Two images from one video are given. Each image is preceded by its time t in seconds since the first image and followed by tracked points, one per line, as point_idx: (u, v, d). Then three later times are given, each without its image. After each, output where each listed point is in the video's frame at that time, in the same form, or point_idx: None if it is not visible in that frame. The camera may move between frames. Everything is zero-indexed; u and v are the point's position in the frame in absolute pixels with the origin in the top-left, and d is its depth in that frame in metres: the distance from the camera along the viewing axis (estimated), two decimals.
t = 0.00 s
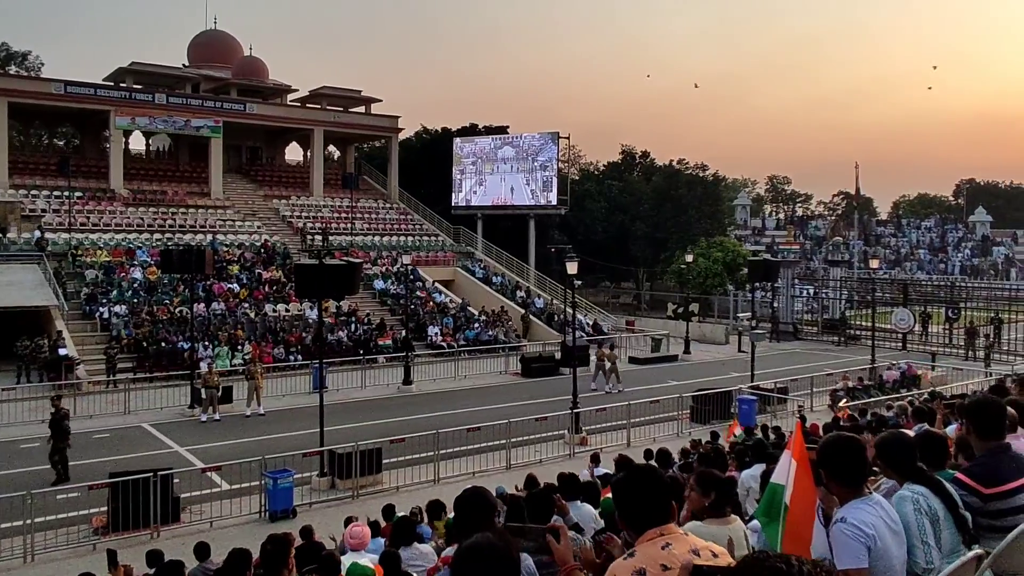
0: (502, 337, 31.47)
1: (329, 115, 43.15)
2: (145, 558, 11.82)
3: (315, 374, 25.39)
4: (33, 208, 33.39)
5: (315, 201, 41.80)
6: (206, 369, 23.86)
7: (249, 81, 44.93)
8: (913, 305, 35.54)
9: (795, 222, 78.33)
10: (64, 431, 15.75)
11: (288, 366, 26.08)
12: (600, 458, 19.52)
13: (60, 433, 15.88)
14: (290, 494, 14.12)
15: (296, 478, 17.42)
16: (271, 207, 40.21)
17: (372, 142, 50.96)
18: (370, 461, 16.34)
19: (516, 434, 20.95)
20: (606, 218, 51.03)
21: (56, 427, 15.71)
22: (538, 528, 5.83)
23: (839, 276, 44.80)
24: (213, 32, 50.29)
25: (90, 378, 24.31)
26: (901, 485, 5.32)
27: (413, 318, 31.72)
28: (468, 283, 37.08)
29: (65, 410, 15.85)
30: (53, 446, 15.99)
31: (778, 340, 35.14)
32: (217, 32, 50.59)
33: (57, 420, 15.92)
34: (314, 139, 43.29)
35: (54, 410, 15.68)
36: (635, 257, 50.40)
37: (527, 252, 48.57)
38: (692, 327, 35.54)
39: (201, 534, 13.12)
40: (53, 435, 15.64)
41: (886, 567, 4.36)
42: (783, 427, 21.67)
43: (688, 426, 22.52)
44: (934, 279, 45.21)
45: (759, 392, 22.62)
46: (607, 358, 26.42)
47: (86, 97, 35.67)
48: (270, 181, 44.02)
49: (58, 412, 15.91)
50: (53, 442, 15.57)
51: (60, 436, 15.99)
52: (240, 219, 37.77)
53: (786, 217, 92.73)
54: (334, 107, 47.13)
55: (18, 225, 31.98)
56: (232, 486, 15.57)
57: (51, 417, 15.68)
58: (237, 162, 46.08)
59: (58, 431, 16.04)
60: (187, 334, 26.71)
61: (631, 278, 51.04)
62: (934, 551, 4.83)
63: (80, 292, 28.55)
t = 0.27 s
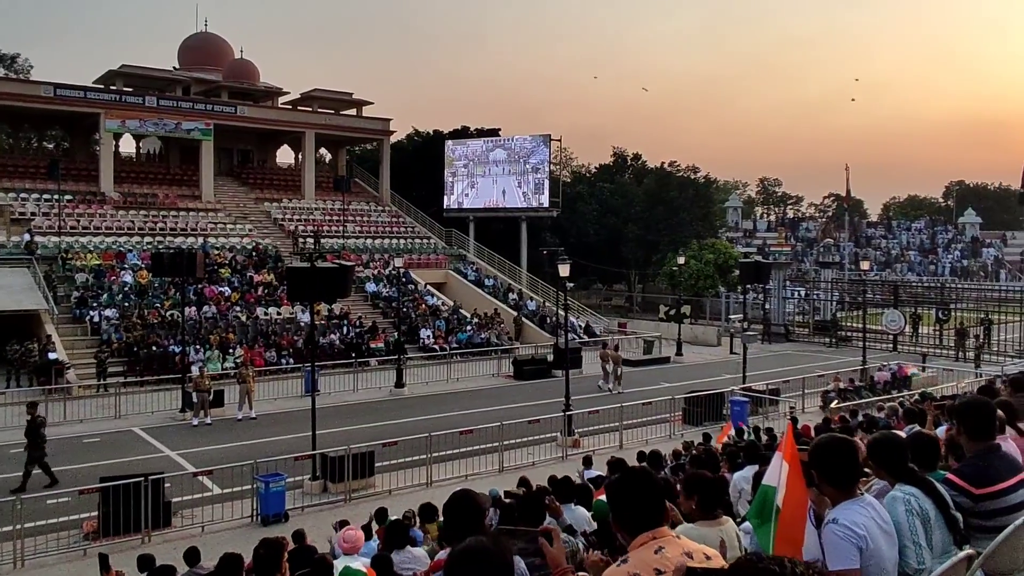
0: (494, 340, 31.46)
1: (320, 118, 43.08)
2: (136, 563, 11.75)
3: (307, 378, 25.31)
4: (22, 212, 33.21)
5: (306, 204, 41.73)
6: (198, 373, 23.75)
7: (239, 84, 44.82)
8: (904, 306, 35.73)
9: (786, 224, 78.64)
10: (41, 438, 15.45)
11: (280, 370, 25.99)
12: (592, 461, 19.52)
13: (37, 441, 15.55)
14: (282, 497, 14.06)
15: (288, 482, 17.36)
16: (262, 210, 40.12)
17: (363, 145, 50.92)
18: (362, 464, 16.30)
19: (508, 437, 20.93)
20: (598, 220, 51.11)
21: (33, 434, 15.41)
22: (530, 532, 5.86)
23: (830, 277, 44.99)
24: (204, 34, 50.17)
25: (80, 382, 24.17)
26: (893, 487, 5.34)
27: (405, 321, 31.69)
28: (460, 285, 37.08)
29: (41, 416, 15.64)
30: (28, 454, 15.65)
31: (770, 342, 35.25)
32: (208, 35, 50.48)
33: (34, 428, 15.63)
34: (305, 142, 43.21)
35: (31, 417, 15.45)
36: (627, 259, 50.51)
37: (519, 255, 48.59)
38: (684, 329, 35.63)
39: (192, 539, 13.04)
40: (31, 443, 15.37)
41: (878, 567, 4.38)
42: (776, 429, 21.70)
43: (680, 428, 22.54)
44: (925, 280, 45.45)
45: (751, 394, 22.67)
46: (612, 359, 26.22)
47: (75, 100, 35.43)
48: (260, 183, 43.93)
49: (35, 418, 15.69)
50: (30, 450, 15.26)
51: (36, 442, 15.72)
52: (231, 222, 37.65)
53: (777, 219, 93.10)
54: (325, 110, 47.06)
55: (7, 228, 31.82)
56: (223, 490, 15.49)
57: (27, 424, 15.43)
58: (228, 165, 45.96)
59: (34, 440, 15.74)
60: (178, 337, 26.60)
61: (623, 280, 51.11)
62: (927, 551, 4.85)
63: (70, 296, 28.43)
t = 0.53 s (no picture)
0: (485, 342, 31.46)
1: (310, 121, 43.02)
2: (123, 569, 11.65)
3: (297, 382, 25.23)
4: (9, 216, 33.02)
5: (296, 207, 41.66)
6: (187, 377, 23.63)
7: (228, 87, 44.68)
8: (892, 307, 35.90)
9: (776, 225, 78.94)
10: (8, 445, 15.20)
11: (269, 373, 25.88)
12: (583, 463, 19.51)
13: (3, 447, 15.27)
14: (271, 502, 13.97)
15: (278, 487, 17.27)
16: (251, 213, 40.01)
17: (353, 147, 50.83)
18: (352, 468, 16.22)
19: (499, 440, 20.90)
20: (588, 222, 51.18)
21: None
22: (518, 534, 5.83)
23: (819, 278, 45.17)
24: (192, 37, 50.02)
25: (67, 387, 24.03)
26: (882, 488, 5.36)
27: (395, 324, 31.64)
28: (451, 288, 37.06)
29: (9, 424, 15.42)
30: None
31: (759, 343, 35.38)
32: (196, 37, 50.32)
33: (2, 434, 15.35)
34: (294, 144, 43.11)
35: None
36: (617, 261, 50.61)
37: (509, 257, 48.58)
38: (675, 330, 35.71)
39: (182, 544, 12.93)
40: None
41: (865, 569, 4.40)
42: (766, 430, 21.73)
43: (670, 430, 22.55)
44: (913, 281, 45.72)
45: (741, 396, 22.70)
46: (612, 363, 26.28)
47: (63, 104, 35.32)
48: (249, 186, 43.82)
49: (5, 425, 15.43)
50: None
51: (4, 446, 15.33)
52: (220, 225, 37.52)
53: (766, 221, 93.50)
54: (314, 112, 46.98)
55: None
56: (212, 496, 15.39)
57: None
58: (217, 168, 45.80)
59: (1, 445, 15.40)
60: (167, 342, 26.47)
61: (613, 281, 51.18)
62: (916, 552, 4.87)
63: (58, 300, 28.28)
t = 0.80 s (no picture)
0: (474, 345, 31.44)
1: (298, 124, 42.91)
2: None
3: (286, 386, 25.12)
4: None
5: (284, 210, 41.56)
6: (174, 382, 23.49)
7: (215, 90, 44.53)
8: (879, 307, 36.08)
9: (763, 226, 79.23)
10: None
11: (257, 378, 25.76)
12: (572, 465, 19.50)
13: None
14: (260, 507, 13.84)
15: (266, 491, 17.16)
16: (239, 217, 39.88)
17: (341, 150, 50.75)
18: (341, 472, 16.13)
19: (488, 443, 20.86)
20: (577, 224, 51.24)
21: None
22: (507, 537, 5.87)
23: (807, 279, 45.38)
24: (179, 41, 49.84)
25: (53, 393, 23.85)
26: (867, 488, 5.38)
27: (384, 328, 31.57)
28: (440, 291, 37.04)
29: None
30: None
31: (748, 344, 35.50)
32: (183, 41, 50.15)
33: None
34: (282, 148, 42.99)
35: None
36: (606, 263, 50.73)
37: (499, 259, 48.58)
38: (663, 332, 35.80)
39: (170, 550, 12.78)
40: None
41: (854, 570, 4.41)
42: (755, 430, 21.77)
43: (659, 431, 22.56)
44: (900, 281, 45.98)
45: (730, 397, 22.75)
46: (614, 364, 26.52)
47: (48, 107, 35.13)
48: (236, 190, 43.68)
49: None
50: None
51: None
52: (208, 229, 37.37)
53: (754, 221, 93.99)
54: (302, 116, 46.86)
55: None
56: (201, 501, 15.26)
57: None
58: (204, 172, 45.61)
59: None
60: (153, 347, 26.31)
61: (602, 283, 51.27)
62: (902, 551, 4.88)
63: (43, 305, 28.10)
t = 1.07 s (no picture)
0: (463, 348, 31.43)
1: (285, 127, 42.80)
2: None
3: (274, 391, 25.01)
4: None
5: (272, 215, 41.42)
6: (161, 387, 23.35)
7: (201, 94, 44.34)
8: (866, 308, 36.30)
9: (751, 228, 79.55)
10: None
11: (245, 383, 25.63)
12: (562, 468, 19.48)
13: None
14: (249, 513, 13.72)
15: (255, 497, 17.03)
16: (226, 221, 39.71)
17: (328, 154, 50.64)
18: (330, 476, 16.04)
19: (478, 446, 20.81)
20: (565, 226, 51.30)
21: None
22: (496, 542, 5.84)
23: (794, 280, 45.62)
24: (165, 44, 49.64)
25: (39, 400, 23.67)
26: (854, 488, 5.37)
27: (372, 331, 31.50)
28: (428, 294, 37.01)
29: None
30: None
31: (736, 346, 35.63)
32: (169, 44, 49.94)
33: None
34: (269, 152, 42.86)
35: None
36: (595, 265, 50.85)
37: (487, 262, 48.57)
38: (652, 334, 35.89)
39: (158, 557, 12.64)
40: None
41: (842, 570, 4.42)
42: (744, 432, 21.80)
43: (649, 433, 22.56)
44: (886, 282, 46.30)
45: (719, 398, 22.78)
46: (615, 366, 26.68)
47: (33, 112, 34.84)
48: (223, 194, 43.50)
49: None
50: None
51: None
52: (195, 234, 37.21)
53: (742, 223, 94.53)
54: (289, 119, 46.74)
55: None
56: (189, 507, 15.12)
57: None
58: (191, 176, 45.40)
59: None
60: (140, 353, 26.14)
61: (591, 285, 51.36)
62: (890, 551, 4.89)
63: (29, 311, 27.93)
